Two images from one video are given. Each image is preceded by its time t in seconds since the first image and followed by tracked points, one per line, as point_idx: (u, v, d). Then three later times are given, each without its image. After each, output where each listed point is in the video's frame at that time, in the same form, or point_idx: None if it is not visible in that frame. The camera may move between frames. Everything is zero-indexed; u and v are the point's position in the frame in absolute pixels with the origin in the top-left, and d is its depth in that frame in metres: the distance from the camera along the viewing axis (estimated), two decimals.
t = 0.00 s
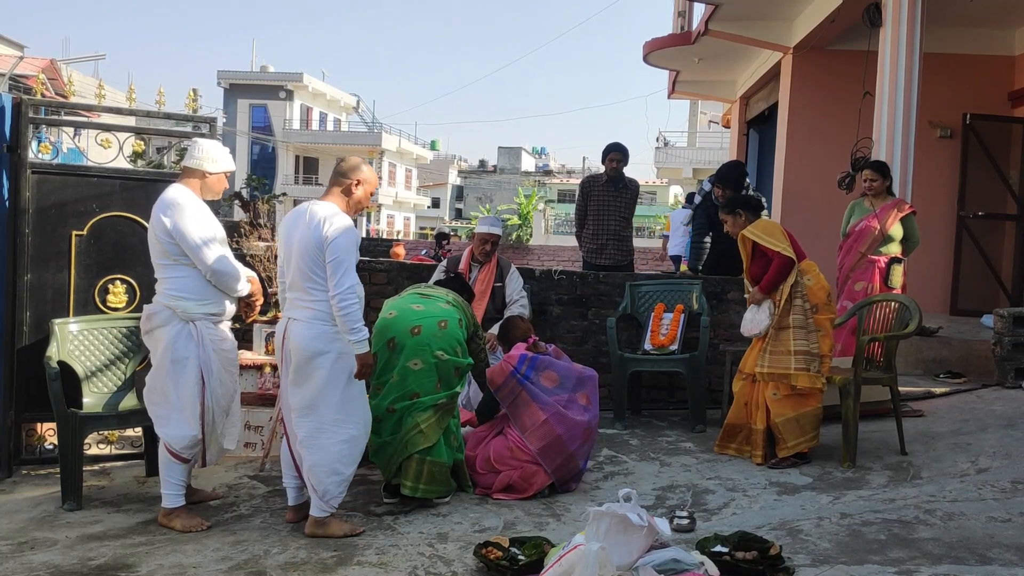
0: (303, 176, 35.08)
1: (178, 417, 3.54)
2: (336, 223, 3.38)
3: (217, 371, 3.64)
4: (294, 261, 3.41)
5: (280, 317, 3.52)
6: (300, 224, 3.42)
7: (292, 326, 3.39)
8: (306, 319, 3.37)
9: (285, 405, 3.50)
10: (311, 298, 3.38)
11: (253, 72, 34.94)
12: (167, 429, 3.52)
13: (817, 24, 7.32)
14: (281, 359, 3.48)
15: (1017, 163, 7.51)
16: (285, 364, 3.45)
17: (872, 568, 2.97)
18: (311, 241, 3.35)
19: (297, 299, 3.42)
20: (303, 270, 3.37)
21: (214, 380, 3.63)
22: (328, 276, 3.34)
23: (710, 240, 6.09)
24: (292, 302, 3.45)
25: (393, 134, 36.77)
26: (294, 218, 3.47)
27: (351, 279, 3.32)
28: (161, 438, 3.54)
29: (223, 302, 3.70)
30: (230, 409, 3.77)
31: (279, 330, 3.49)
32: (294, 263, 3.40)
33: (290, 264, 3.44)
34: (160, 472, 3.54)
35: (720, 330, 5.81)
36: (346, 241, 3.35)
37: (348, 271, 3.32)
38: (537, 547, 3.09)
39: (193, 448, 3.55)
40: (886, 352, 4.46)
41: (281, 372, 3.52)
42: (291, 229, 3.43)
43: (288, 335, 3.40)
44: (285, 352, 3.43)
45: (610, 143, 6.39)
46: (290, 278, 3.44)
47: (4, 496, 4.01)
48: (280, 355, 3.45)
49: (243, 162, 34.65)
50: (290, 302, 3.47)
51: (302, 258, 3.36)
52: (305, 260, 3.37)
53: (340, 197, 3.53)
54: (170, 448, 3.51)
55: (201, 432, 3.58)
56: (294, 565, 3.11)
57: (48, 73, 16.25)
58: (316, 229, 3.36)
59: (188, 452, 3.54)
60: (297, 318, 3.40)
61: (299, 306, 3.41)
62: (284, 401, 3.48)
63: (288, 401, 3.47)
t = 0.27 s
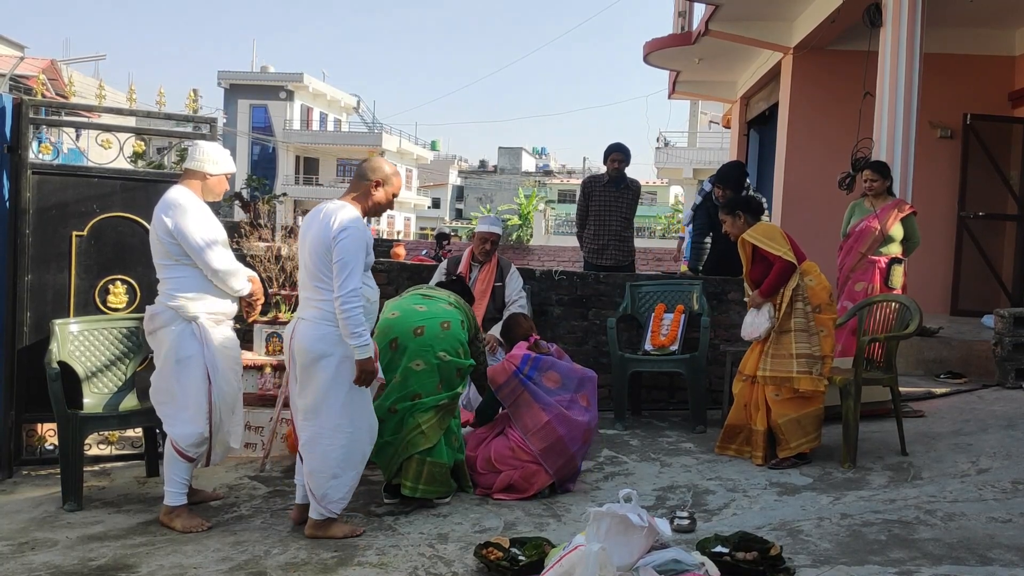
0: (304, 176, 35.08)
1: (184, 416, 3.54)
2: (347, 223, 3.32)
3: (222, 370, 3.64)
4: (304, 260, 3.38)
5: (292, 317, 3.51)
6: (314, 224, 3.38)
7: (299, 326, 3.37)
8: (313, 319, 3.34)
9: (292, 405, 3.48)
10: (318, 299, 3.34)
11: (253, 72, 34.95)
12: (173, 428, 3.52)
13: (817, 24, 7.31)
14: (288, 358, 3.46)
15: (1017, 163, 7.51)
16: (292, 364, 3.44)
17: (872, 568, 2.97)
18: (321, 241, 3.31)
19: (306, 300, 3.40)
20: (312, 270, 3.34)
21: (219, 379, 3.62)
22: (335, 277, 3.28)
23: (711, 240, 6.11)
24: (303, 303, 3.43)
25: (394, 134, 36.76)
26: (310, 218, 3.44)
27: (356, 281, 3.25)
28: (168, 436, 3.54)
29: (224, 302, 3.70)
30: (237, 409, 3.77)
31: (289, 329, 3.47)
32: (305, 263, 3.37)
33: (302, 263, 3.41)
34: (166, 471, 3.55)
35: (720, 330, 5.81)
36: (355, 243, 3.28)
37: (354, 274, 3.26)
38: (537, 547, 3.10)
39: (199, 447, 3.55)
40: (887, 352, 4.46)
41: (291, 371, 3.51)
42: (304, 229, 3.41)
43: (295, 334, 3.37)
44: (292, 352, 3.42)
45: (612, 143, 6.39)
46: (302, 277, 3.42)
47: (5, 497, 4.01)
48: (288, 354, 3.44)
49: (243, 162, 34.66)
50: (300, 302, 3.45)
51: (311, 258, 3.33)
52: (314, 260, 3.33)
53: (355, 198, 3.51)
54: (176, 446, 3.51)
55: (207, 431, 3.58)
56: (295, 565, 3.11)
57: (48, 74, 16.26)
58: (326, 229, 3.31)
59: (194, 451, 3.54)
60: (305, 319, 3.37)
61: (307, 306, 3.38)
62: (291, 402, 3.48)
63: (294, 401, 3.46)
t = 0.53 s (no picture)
0: (304, 176, 35.13)
1: (196, 409, 3.56)
2: (360, 220, 3.29)
3: (230, 363, 3.65)
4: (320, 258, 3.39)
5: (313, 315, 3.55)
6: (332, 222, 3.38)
7: (311, 325, 3.40)
8: (323, 318, 3.36)
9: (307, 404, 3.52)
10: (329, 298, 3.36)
11: (254, 72, 34.97)
12: (186, 421, 3.55)
13: (818, 24, 7.31)
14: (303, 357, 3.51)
15: (1018, 164, 7.51)
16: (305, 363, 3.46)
17: (873, 568, 2.97)
18: (334, 239, 3.31)
19: (320, 298, 3.40)
20: (326, 268, 3.35)
21: (228, 371, 3.63)
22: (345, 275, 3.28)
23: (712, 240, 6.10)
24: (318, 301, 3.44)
25: (394, 134, 36.77)
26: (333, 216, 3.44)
27: (365, 279, 3.22)
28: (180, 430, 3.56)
29: (224, 301, 3.69)
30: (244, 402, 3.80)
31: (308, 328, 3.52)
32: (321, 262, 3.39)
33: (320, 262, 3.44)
34: (179, 465, 3.59)
35: (721, 330, 5.81)
36: (366, 240, 3.25)
37: (363, 271, 3.23)
38: (538, 547, 3.09)
39: (213, 438, 3.59)
40: (888, 352, 4.47)
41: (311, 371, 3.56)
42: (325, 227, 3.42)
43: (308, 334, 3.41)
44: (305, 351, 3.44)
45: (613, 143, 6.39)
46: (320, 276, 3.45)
47: (5, 497, 4.01)
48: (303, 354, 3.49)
49: (244, 162, 34.68)
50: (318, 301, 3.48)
51: (325, 257, 3.34)
52: (328, 258, 3.33)
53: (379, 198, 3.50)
54: (190, 438, 3.54)
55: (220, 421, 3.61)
56: (296, 565, 3.11)
57: (50, 74, 16.29)
58: (340, 226, 3.30)
59: (209, 443, 3.57)
60: (317, 317, 3.40)
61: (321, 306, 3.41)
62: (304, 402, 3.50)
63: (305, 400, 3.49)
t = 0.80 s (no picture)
0: (305, 177, 35.15)
1: (196, 412, 3.56)
2: (389, 218, 3.30)
3: (229, 365, 3.65)
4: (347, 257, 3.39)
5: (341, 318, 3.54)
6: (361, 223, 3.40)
7: (336, 325, 3.39)
8: (347, 317, 3.35)
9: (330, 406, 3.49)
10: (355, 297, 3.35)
11: (254, 73, 34.99)
12: (188, 423, 3.55)
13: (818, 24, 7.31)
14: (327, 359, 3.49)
15: (1018, 164, 7.51)
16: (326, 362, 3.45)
17: (873, 568, 2.97)
18: (361, 238, 3.31)
19: (345, 296, 3.40)
20: (354, 266, 3.35)
21: (228, 372, 3.64)
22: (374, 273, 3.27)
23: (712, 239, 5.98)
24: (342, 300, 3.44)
25: (394, 134, 36.78)
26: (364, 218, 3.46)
27: (393, 277, 3.22)
28: (182, 432, 3.57)
29: (226, 301, 3.69)
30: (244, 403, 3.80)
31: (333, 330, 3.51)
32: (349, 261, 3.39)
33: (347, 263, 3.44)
34: (191, 466, 3.62)
35: (721, 330, 5.81)
36: (395, 238, 3.25)
37: (391, 269, 3.22)
38: (538, 547, 3.09)
39: (216, 438, 3.59)
40: (888, 352, 4.47)
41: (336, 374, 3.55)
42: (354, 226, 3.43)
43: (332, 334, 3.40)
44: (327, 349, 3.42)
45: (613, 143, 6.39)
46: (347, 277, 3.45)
47: (6, 497, 4.01)
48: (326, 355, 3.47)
49: (244, 162, 34.69)
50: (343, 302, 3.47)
51: (353, 255, 3.34)
52: (355, 255, 3.34)
53: (408, 200, 3.48)
54: (194, 441, 3.56)
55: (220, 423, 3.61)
56: (296, 565, 3.11)
57: (51, 75, 16.30)
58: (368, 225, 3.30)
59: (213, 443, 3.59)
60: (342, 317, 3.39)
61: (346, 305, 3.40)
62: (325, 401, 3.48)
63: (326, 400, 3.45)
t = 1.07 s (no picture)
0: (305, 177, 35.17)
1: (198, 413, 3.57)
2: (420, 214, 3.26)
3: (230, 365, 3.66)
4: (377, 253, 3.34)
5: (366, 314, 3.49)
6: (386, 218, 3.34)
7: (366, 322, 3.33)
8: (377, 314, 3.29)
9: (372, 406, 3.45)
10: (385, 292, 3.29)
11: (254, 73, 35.00)
12: (188, 425, 3.56)
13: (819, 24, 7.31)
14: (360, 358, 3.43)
15: (1019, 164, 7.51)
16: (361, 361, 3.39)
17: (873, 568, 2.98)
18: (391, 232, 3.26)
19: (375, 292, 3.34)
20: (385, 262, 3.29)
21: (228, 373, 3.65)
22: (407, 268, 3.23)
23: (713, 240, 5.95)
24: (372, 297, 3.38)
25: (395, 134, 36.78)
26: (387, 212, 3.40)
27: (426, 272, 3.18)
28: (183, 434, 3.58)
29: (229, 301, 3.70)
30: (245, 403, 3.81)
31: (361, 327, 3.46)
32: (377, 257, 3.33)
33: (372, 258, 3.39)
34: (191, 467, 3.62)
35: (721, 330, 5.81)
36: (426, 232, 3.21)
37: (424, 264, 3.18)
38: (539, 547, 3.09)
39: (217, 439, 3.61)
40: (888, 353, 4.46)
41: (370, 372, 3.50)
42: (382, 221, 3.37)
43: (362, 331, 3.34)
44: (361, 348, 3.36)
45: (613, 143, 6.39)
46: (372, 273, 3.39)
47: (6, 497, 4.02)
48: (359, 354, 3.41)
49: (244, 163, 34.72)
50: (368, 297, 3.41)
51: (383, 251, 3.29)
52: (386, 251, 3.28)
53: (437, 195, 3.47)
54: (194, 442, 3.56)
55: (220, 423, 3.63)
56: (297, 565, 3.11)
57: (51, 75, 16.31)
58: (398, 220, 3.25)
59: (214, 444, 3.59)
60: (371, 313, 3.33)
61: (374, 301, 3.34)
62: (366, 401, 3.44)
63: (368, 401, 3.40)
